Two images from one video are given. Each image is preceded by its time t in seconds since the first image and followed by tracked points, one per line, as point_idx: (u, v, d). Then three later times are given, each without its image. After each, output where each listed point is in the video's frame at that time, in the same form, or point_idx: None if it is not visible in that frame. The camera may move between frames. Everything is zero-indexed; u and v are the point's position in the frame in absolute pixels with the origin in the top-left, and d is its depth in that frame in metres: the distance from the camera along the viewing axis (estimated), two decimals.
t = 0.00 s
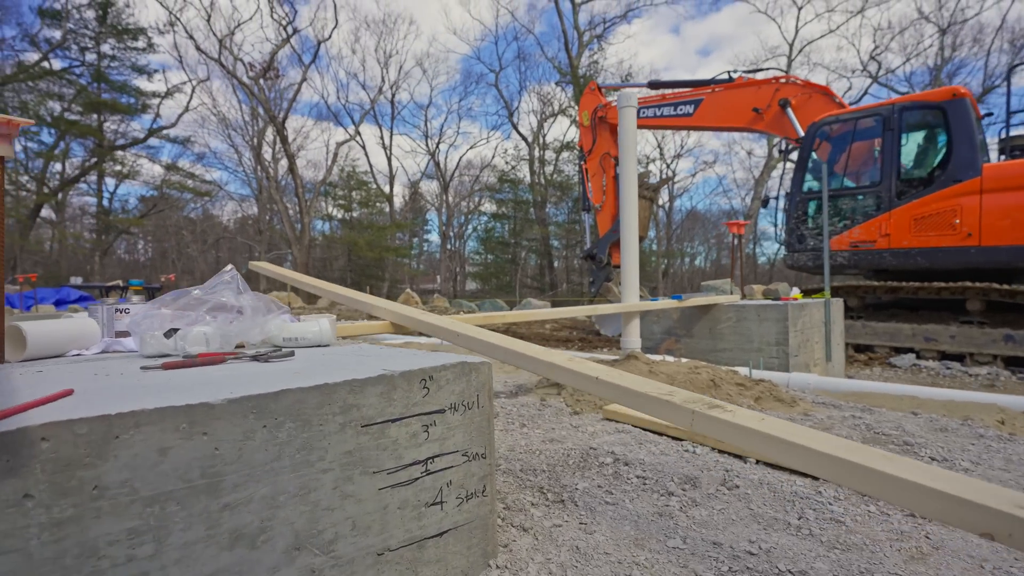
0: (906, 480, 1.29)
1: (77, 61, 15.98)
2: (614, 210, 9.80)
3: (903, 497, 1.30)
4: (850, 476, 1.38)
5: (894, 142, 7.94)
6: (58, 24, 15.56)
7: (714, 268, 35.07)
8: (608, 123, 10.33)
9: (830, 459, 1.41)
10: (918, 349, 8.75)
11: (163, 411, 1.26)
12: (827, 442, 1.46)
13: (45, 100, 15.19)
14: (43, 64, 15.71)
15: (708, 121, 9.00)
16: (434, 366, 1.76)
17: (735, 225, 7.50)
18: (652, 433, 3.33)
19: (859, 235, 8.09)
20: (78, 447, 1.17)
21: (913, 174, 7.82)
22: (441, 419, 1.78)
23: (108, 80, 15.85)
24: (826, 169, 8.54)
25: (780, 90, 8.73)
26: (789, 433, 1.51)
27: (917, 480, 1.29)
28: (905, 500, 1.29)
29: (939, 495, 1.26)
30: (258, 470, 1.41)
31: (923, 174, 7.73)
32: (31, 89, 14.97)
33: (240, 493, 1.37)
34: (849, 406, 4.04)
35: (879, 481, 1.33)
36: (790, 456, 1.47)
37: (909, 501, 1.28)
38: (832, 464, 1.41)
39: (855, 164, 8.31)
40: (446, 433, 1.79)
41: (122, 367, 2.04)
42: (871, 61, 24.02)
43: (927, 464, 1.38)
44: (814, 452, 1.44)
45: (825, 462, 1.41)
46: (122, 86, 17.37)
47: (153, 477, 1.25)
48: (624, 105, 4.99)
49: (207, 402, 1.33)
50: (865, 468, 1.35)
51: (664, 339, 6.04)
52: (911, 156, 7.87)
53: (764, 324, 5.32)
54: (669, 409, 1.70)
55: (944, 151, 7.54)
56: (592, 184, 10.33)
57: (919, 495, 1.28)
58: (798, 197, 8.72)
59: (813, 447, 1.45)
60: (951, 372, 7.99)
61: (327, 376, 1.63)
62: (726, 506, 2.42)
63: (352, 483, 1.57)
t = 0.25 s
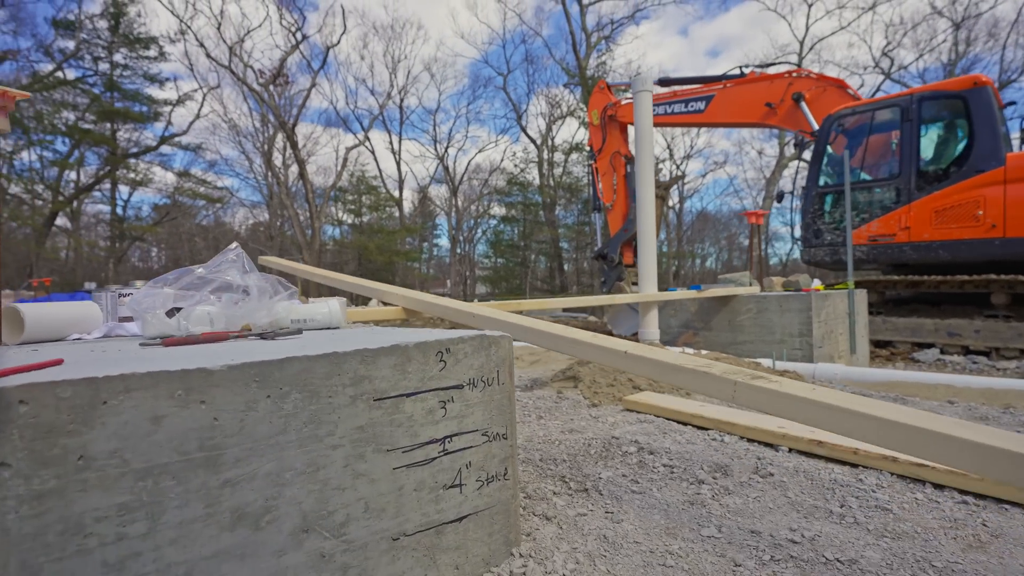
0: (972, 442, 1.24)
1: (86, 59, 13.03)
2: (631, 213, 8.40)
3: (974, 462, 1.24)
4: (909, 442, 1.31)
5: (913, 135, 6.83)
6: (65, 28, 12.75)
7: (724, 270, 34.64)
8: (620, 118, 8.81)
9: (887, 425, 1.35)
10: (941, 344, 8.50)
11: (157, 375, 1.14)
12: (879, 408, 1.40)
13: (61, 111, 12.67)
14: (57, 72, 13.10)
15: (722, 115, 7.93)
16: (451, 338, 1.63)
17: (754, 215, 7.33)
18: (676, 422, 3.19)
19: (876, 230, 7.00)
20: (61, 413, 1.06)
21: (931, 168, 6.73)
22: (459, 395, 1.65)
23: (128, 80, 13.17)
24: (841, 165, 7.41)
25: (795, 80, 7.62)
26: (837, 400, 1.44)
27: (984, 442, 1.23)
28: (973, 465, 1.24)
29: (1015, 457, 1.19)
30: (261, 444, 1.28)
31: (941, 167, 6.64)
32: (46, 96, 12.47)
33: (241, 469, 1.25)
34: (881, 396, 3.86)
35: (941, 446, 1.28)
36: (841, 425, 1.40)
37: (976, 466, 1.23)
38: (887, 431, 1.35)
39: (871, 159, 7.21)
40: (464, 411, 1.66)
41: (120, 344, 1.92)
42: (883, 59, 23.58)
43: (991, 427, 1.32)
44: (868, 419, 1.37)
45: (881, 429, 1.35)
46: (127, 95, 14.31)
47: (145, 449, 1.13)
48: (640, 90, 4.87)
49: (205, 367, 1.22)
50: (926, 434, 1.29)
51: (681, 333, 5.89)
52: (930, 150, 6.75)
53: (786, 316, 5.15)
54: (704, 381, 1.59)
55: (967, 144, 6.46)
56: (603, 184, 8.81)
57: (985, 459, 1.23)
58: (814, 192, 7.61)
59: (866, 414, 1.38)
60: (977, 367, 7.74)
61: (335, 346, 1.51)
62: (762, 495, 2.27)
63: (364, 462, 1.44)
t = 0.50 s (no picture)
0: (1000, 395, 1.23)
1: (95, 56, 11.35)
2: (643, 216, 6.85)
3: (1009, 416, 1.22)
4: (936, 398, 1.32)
5: (927, 130, 5.65)
6: (80, 20, 11.32)
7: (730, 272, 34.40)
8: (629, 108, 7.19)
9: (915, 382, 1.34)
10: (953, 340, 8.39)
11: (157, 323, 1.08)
12: (906, 365, 1.40)
13: (70, 106, 10.60)
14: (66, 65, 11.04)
15: (730, 111, 6.70)
16: (464, 302, 1.56)
17: (766, 205, 7.25)
18: (689, 407, 3.12)
19: (889, 224, 5.79)
20: (55, 358, 1.00)
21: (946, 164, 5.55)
22: (472, 362, 1.59)
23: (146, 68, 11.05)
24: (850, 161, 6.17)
25: (808, 71, 6.30)
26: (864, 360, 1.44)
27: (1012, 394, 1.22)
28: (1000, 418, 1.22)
29: None
30: (267, 402, 1.22)
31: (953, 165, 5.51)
32: (50, 89, 10.39)
33: (246, 426, 1.19)
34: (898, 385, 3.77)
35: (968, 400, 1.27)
36: (873, 387, 1.41)
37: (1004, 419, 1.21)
38: (917, 390, 1.35)
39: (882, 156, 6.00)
40: (477, 378, 1.59)
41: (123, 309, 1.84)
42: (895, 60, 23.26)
43: None
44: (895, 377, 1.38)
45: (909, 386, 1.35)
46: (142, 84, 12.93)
47: (145, 400, 1.08)
48: (653, 73, 4.79)
49: (210, 318, 1.16)
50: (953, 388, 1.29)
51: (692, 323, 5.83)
52: (945, 146, 5.59)
53: (800, 306, 5.05)
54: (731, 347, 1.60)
55: (987, 142, 5.32)
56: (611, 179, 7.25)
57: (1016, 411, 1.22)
58: (824, 189, 6.34)
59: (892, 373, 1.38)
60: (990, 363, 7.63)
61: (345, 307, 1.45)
62: (783, 477, 2.19)
63: (374, 426, 1.38)
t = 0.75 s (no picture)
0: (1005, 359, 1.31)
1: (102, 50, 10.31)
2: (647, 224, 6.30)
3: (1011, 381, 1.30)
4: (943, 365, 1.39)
5: (934, 128, 5.17)
6: (86, 15, 11.13)
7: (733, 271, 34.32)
8: (634, 103, 6.56)
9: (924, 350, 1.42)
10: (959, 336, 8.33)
11: (155, 283, 1.04)
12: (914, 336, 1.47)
13: (76, 103, 10.30)
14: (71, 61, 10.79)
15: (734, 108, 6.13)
16: (471, 275, 1.52)
17: (773, 199, 7.20)
18: (696, 397, 3.07)
19: (894, 222, 5.35)
20: (49, 315, 0.96)
21: (953, 164, 5.08)
22: (478, 338, 1.54)
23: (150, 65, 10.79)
24: (854, 159, 5.68)
25: (813, 68, 5.83)
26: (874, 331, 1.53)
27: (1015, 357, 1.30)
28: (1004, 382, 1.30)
29: None
30: (268, 369, 1.18)
31: (959, 165, 5.06)
32: (55, 85, 10.09)
33: (246, 394, 1.15)
34: (907, 378, 3.71)
35: (976, 365, 1.35)
36: (883, 357, 1.48)
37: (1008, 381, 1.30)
38: (926, 358, 1.42)
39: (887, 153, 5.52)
40: (483, 354, 1.55)
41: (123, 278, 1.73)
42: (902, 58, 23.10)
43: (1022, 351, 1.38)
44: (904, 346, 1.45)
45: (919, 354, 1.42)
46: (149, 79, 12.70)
47: (141, 363, 1.04)
48: (659, 64, 4.71)
49: (208, 280, 1.11)
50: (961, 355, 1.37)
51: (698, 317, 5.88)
52: (952, 145, 5.12)
53: (807, 299, 5.01)
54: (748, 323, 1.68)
55: (995, 142, 4.87)
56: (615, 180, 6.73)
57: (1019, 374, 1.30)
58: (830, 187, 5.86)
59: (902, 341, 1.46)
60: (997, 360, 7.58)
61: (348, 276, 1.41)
62: (794, 463, 2.15)
63: (377, 399, 1.34)
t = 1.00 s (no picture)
0: (997, 332, 1.38)
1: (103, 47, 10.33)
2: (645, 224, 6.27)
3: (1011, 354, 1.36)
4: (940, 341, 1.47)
5: (937, 129, 5.00)
6: (88, 14, 11.12)
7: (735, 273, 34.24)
8: (637, 103, 6.50)
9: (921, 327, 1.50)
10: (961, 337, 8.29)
11: (151, 252, 1.02)
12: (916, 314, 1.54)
13: (78, 100, 10.17)
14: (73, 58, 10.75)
15: (737, 108, 5.88)
16: (473, 256, 1.50)
17: (775, 196, 7.18)
18: (699, 390, 3.05)
19: (896, 222, 5.20)
20: (41, 282, 0.94)
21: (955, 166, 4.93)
22: (480, 319, 1.52)
23: (154, 63, 10.72)
24: (856, 159, 5.46)
25: (816, 68, 5.59)
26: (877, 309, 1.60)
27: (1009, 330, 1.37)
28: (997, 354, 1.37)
29: None
30: (266, 344, 1.16)
31: (961, 166, 4.91)
32: (57, 82, 9.96)
33: (244, 368, 1.13)
34: (911, 374, 3.69)
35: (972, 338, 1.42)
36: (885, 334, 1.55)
37: (1004, 354, 1.36)
38: (927, 335, 1.49)
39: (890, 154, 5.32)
40: (485, 336, 1.53)
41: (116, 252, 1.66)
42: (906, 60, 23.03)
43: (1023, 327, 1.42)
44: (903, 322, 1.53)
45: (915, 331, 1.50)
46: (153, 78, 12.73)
47: (136, 333, 1.02)
48: (663, 59, 4.66)
49: (206, 251, 1.10)
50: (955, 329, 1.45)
51: (699, 316, 5.92)
52: (954, 146, 4.96)
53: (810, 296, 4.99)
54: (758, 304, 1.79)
55: (998, 144, 4.73)
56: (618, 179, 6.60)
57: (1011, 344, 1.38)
58: (832, 188, 5.66)
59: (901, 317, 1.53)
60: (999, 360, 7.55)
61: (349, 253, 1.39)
62: (798, 454, 2.12)
63: (377, 378, 1.32)
